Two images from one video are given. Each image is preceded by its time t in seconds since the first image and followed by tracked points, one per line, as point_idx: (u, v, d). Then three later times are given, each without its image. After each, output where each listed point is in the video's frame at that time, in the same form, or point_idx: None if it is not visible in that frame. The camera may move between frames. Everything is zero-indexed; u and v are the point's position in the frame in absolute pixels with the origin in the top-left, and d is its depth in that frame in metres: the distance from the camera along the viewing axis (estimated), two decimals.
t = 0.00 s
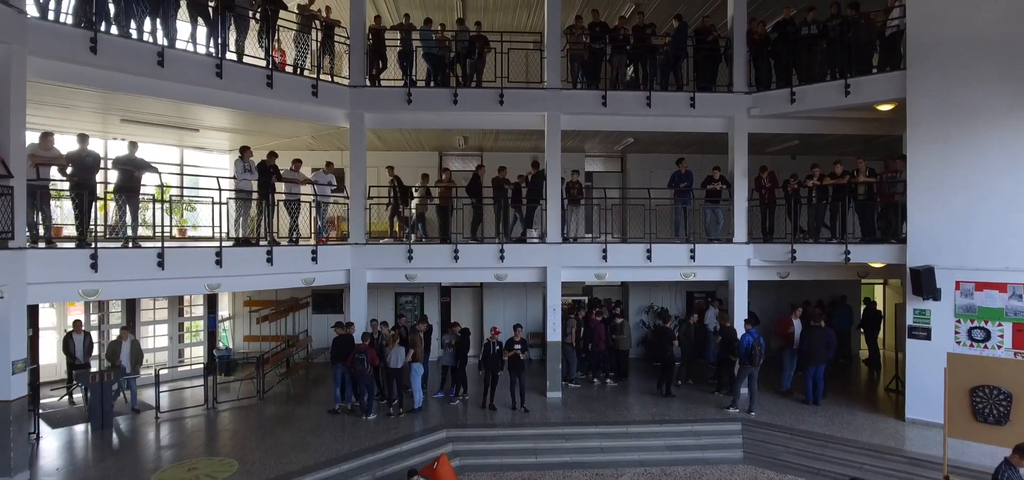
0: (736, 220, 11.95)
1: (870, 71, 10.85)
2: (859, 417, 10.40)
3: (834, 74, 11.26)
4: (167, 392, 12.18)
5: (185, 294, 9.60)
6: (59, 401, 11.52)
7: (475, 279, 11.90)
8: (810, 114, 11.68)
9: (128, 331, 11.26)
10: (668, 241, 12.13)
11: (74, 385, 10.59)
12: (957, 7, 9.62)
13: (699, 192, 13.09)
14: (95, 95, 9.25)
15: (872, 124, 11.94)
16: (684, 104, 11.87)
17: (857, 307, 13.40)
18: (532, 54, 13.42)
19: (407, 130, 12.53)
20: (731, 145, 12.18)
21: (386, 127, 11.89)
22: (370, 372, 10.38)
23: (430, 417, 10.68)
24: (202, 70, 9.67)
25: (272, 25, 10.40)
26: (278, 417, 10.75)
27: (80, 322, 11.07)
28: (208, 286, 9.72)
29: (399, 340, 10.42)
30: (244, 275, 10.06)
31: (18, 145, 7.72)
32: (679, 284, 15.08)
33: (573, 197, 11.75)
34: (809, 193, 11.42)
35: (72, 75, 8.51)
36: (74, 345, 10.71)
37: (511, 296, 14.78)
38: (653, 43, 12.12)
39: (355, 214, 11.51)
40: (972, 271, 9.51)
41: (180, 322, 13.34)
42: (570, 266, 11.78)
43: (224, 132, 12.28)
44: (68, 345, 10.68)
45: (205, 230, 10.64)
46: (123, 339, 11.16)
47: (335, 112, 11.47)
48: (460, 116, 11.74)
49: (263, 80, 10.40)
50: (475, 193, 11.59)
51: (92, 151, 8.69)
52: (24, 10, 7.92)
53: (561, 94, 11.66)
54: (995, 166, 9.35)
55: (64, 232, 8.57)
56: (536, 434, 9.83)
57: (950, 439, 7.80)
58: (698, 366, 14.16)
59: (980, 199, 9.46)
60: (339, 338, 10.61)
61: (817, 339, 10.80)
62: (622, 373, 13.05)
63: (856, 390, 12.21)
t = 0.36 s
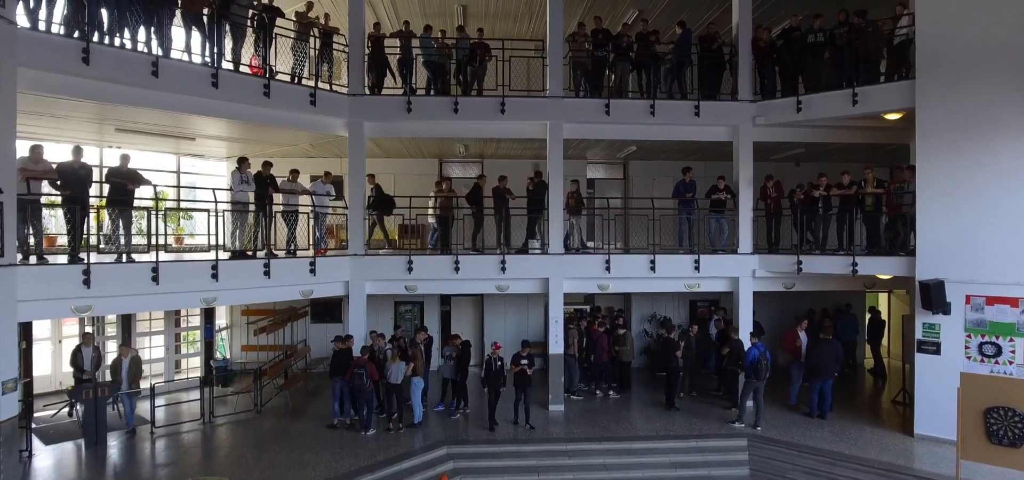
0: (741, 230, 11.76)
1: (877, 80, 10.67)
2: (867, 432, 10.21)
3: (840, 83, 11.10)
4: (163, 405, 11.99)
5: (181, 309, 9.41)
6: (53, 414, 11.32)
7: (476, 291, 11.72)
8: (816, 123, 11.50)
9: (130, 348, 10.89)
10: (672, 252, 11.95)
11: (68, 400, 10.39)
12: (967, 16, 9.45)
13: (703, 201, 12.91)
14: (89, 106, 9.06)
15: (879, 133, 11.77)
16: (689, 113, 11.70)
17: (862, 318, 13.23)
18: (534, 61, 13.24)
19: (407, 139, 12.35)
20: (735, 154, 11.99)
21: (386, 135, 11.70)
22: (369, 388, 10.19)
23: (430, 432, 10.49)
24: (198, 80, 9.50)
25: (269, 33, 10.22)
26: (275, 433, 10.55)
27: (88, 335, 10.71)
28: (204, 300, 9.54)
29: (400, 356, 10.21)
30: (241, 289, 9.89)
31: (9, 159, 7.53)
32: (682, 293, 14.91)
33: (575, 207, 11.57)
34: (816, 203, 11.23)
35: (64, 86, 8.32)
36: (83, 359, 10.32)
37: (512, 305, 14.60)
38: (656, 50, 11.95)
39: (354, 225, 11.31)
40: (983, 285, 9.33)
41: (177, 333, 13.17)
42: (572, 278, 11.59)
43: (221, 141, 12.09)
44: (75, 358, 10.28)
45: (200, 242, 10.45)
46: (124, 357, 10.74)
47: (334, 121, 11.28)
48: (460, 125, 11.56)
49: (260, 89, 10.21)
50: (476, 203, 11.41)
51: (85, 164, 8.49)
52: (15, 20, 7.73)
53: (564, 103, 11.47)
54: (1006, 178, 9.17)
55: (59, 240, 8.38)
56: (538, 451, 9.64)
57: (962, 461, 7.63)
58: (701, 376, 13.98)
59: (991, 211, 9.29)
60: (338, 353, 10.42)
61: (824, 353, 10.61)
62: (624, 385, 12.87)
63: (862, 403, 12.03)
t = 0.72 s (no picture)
0: (747, 241, 11.59)
1: (886, 89, 10.49)
2: (877, 449, 10.02)
3: (848, 92, 10.92)
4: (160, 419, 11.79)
5: (177, 325, 9.22)
6: (47, 429, 11.14)
7: (478, 303, 11.53)
8: (822, 132, 11.33)
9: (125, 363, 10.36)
10: (677, 263, 11.77)
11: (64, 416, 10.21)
12: (978, 26, 9.28)
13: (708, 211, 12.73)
14: (83, 118, 8.86)
15: (886, 142, 11.59)
16: (694, 122, 11.51)
17: (869, 329, 13.06)
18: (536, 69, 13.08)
19: (407, 148, 12.17)
20: (741, 164, 11.81)
21: (386, 145, 11.51)
22: (369, 403, 10.00)
23: (431, 448, 10.29)
24: (195, 92, 9.30)
25: (267, 42, 10.03)
26: (273, 449, 10.34)
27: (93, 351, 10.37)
28: (201, 316, 9.34)
29: (401, 371, 10.02)
30: (239, 304, 9.70)
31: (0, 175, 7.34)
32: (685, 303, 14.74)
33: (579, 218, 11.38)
34: (823, 214, 11.05)
35: (58, 98, 8.12)
36: (89, 376, 10.03)
37: (513, 315, 14.41)
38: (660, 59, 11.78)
39: (354, 237, 11.11)
40: (995, 300, 9.16)
41: (174, 344, 12.96)
42: (575, 290, 11.41)
43: (218, 150, 11.90)
44: (81, 376, 10.00)
45: (197, 255, 10.26)
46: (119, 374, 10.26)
47: (333, 130, 11.09)
48: (462, 134, 11.37)
49: (258, 99, 10.02)
50: (478, 214, 11.22)
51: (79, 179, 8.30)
52: (5, 32, 7.52)
53: (567, 111, 11.29)
54: (1019, 191, 9.00)
55: (52, 253, 8.09)
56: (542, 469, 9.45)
57: None
58: (705, 387, 13.79)
59: (1003, 225, 9.11)
60: (338, 367, 10.24)
61: (832, 367, 10.43)
62: (628, 397, 12.68)
63: (869, 416, 11.86)
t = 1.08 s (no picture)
0: (754, 253, 11.41)
1: (896, 100, 10.31)
2: (887, 465, 9.84)
3: (857, 102, 10.74)
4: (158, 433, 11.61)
5: (175, 341, 9.04)
6: (44, 444, 10.95)
7: (482, 315, 11.35)
8: (831, 143, 11.17)
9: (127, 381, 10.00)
10: (683, 274, 11.59)
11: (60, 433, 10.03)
12: (991, 37, 9.11)
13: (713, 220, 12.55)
14: (79, 131, 8.67)
15: (895, 152, 11.41)
16: (701, 132, 11.33)
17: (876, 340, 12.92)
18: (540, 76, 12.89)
19: (409, 157, 11.98)
20: (748, 174, 11.63)
21: (387, 155, 11.33)
22: (371, 419, 9.82)
23: (434, 465, 10.12)
24: (192, 103, 9.10)
25: (266, 52, 9.83)
26: (272, 465, 10.17)
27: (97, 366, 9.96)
28: (200, 332, 9.17)
29: (403, 386, 9.85)
30: (238, 319, 9.52)
31: None
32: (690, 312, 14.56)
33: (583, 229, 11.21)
34: (832, 226, 10.86)
35: (54, 113, 7.95)
36: (97, 394, 9.75)
37: (516, 325, 14.24)
38: (667, 67, 11.60)
39: (355, 249, 10.92)
40: (1008, 316, 9.00)
41: (172, 355, 12.78)
42: (580, 302, 11.23)
43: (217, 159, 11.70)
44: (89, 394, 9.72)
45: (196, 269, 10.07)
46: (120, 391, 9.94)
47: (334, 141, 10.91)
48: (465, 144, 11.19)
49: (257, 110, 9.83)
50: (481, 225, 11.04)
51: (75, 194, 8.12)
52: None
53: (572, 121, 11.12)
54: None
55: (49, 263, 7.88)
56: None
57: None
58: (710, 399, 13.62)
59: (1016, 240, 8.95)
60: (339, 382, 10.07)
61: (839, 381, 10.27)
62: (633, 409, 12.51)
63: (876, 429, 11.70)
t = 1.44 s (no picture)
0: (762, 264, 11.24)
1: (907, 111, 10.14)
2: None
3: (867, 112, 10.58)
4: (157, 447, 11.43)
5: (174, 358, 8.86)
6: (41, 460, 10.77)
7: (486, 328, 11.18)
8: (840, 153, 11.01)
9: (139, 401, 9.55)
10: (690, 286, 11.41)
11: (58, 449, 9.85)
12: (1006, 47, 8.93)
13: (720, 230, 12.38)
14: (76, 144, 8.49)
15: (904, 162, 11.24)
16: (708, 142, 11.16)
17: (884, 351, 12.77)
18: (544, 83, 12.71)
19: (411, 167, 11.81)
20: (755, 184, 11.46)
21: (390, 165, 11.16)
22: (374, 435, 9.66)
23: None
24: (191, 115, 8.92)
25: (267, 63, 9.65)
26: None
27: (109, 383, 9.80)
28: (199, 348, 9.00)
29: (406, 403, 9.70)
30: (238, 334, 9.35)
31: None
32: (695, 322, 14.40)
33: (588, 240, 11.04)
34: (842, 238, 10.70)
35: (50, 127, 7.77)
36: (102, 415, 9.76)
37: (519, 335, 14.08)
38: (673, 76, 11.42)
39: (357, 261, 10.75)
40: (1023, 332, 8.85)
41: (172, 367, 12.61)
42: (585, 315, 11.07)
43: (216, 169, 11.52)
44: (96, 414, 9.77)
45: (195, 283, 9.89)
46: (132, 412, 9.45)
47: (335, 151, 10.74)
48: (469, 155, 11.02)
49: (257, 122, 9.65)
50: (485, 237, 10.88)
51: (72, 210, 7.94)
52: None
53: (577, 131, 10.94)
54: None
55: (45, 275, 7.73)
56: None
57: None
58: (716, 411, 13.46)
59: None
60: (341, 398, 9.91)
61: (847, 396, 10.12)
62: (638, 422, 12.35)
63: (886, 443, 11.55)
